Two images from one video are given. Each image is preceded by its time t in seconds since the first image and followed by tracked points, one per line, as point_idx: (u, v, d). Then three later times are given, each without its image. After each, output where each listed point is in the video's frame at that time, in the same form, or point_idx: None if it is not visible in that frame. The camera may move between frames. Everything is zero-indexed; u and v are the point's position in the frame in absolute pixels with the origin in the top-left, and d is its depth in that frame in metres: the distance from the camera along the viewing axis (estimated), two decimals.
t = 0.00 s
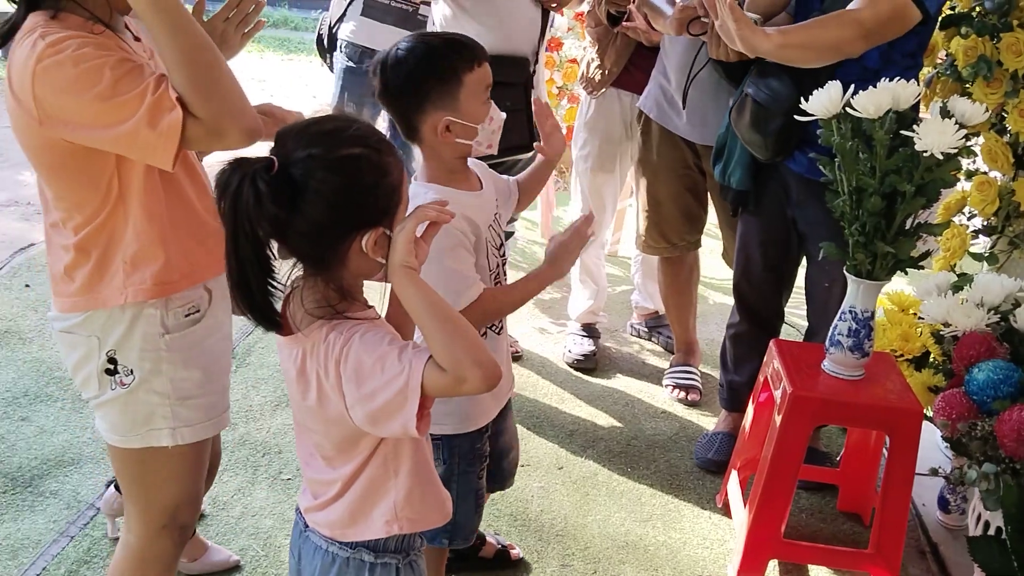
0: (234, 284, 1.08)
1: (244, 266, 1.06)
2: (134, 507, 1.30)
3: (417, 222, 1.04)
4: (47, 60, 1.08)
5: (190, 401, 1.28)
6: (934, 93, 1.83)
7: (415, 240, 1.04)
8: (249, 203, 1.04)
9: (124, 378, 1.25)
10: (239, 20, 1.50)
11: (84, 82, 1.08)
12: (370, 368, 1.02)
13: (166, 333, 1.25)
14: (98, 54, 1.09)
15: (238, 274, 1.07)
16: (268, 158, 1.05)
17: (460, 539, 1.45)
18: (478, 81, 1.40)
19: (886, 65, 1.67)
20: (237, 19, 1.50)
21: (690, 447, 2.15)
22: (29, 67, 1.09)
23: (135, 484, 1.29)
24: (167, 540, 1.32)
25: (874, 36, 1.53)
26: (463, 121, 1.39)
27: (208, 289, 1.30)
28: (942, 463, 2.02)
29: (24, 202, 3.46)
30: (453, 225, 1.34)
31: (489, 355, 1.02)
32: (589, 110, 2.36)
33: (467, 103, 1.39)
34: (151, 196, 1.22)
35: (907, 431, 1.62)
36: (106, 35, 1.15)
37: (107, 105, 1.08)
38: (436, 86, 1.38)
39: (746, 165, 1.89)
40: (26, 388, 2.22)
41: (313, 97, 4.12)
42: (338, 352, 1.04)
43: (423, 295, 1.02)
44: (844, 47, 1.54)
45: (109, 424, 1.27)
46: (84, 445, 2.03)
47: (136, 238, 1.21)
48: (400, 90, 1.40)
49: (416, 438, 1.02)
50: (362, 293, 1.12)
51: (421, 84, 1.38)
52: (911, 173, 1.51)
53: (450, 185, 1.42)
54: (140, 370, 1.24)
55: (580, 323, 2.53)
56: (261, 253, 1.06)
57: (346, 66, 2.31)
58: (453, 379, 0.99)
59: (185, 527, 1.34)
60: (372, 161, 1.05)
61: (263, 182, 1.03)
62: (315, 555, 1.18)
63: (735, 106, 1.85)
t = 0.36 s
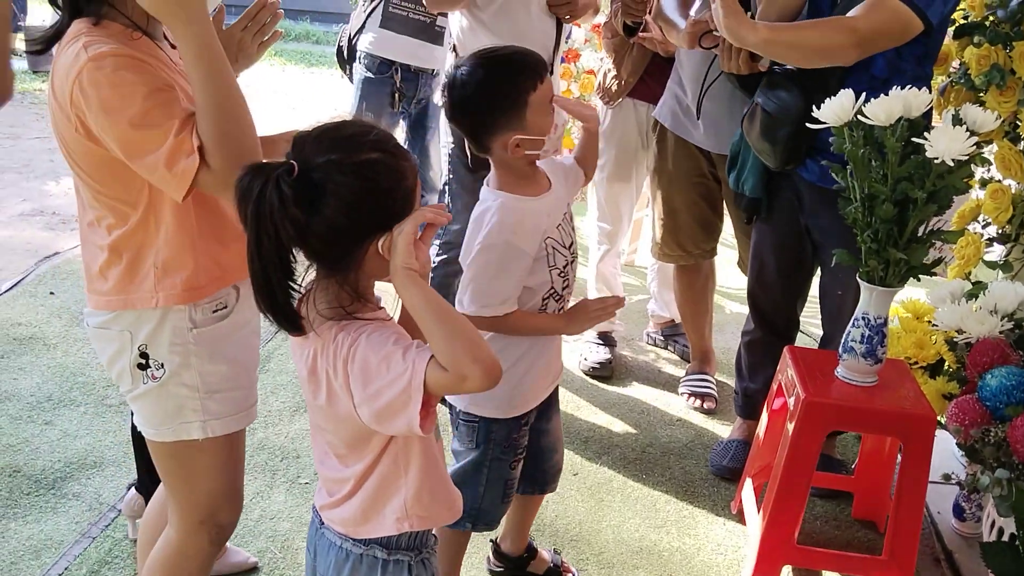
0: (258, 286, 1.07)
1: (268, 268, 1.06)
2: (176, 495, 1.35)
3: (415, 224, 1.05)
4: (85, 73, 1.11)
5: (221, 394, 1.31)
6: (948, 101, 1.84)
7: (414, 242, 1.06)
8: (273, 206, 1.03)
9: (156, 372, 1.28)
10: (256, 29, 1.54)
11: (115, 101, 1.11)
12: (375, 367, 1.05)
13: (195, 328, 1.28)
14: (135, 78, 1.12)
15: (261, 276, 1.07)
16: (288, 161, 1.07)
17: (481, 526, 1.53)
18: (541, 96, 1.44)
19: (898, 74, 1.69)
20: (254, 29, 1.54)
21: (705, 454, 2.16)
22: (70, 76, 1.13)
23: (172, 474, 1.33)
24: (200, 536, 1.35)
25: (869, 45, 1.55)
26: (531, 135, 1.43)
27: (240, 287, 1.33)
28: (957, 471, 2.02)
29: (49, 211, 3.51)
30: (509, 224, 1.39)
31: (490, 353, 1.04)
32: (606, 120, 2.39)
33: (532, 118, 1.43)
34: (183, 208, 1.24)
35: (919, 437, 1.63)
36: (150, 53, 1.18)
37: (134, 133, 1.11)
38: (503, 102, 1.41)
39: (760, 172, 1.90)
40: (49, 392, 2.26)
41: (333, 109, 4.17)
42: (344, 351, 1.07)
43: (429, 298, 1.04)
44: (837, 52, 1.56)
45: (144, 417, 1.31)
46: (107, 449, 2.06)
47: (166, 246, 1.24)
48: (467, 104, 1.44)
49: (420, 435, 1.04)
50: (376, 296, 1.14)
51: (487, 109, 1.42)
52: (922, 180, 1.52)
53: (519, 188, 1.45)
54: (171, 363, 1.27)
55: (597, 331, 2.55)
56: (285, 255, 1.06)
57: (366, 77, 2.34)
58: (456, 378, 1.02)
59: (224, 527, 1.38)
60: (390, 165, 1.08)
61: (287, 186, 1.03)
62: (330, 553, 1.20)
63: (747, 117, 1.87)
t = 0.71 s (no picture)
0: (269, 317, 1.08)
1: (281, 297, 1.07)
2: (191, 516, 1.36)
3: (422, 248, 1.07)
4: (125, 100, 1.11)
5: (242, 417, 1.32)
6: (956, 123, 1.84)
7: (421, 265, 1.07)
8: (287, 237, 1.05)
9: (179, 396, 1.29)
10: (267, 54, 1.60)
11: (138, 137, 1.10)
12: (382, 390, 1.06)
13: (219, 351, 1.29)
14: (168, 137, 1.12)
15: (275, 309, 1.08)
16: (296, 193, 1.08)
17: (523, 523, 1.58)
18: (582, 99, 1.46)
19: (905, 97, 1.70)
20: (265, 54, 1.60)
21: (717, 476, 2.16)
22: (118, 94, 1.12)
23: (188, 496, 1.34)
24: (215, 556, 1.36)
25: (875, 49, 1.55)
26: (580, 136, 1.45)
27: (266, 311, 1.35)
28: (969, 494, 2.01)
29: (65, 232, 3.55)
30: (563, 221, 1.43)
31: (493, 375, 1.06)
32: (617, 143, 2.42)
33: (578, 119, 1.45)
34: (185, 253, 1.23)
35: (931, 460, 1.62)
36: (207, 123, 1.18)
37: (133, 184, 1.10)
38: (549, 111, 1.44)
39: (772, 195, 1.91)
40: (64, 412, 2.28)
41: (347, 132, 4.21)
42: (353, 376, 1.09)
43: (434, 322, 1.06)
44: (841, 45, 1.56)
45: (163, 438, 1.32)
46: (120, 469, 2.08)
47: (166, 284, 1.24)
48: (513, 123, 1.48)
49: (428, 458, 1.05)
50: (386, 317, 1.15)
51: (533, 118, 1.45)
52: (931, 204, 1.52)
53: (574, 185, 1.48)
54: (195, 387, 1.29)
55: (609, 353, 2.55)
56: (298, 285, 1.07)
57: (379, 99, 2.36)
58: (462, 399, 1.03)
59: (233, 547, 1.39)
60: (396, 188, 1.10)
61: (300, 216, 1.04)
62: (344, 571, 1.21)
63: (757, 140, 1.87)
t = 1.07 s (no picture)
0: (276, 348, 1.08)
1: (288, 328, 1.07)
2: (192, 544, 1.36)
3: (431, 275, 1.07)
4: (141, 129, 1.12)
5: (249, 445, 1.32)
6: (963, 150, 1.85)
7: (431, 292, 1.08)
8: (294, 264, 1.05)
9: (187, 424, 1.30)
10: (277, 82, 1.62)
11: (154, 166, 1.11)
12: (397, 416, 1.06)
13: (229, 381, 1.29)
14: (186, 167, 1.13)
15: (281, 338, 1.08)
16: (302, 220, 1.08)
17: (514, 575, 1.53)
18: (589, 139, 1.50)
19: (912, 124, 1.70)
20: (275, 81, 1.62)
21: (727, 503, 2.15)
22: (135, 124, 1.13)
23: (190, 524, 1.34)
24: None
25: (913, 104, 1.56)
26: (579, 175, 1.48)
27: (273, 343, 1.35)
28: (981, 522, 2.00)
29: (77, 258, 3.57)
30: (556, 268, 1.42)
31: (508, 399, 1.05)
32: (626, 169, 2.44)
33: (581, 154, 1.49)
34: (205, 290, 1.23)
35: (942, 488, 1.61)
36: (223, 149, 1.19)
37: (153, 213, 1.11)
38: (557, 144, 1.48)
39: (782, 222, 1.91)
40: (74, 437, 2.29)
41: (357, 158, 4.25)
42: (367, 402, 1.09)
43: (446, 347, 1.06)
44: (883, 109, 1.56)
45: (169, 467, 1.32)
46: (130, 494, 2.08)
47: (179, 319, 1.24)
48: (518, 148, 1.51)
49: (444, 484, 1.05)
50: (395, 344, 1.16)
51: (539, 150, 1.48)
52: (940, 230, 1.52)
53: (563, 231, 1.49)
54: (203, 416, 1.29)
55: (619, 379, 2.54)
56: (305, 314, 1.08)
57: (389, 126, 2.38)
58: (478, 425, 1.03)
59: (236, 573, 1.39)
60: (400, 215, 1.11)
61: (306, 244, 1.05)
62: None
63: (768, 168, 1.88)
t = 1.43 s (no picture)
0: (293, 389, 1.10)
1: (304, 368, 1.09)
2: None
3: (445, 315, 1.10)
4: (173, 177, 1.13)
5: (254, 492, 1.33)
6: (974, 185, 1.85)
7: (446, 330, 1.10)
8: (310, 304, 1.07)
9: (194, 475, 1.30)
10: (291, 119, 1.64)
11: (183, 217, 1.13)
12: (413, 458, 1.07)
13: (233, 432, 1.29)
14: (212, 219, 1.15)
15: (296, 377, 1.10)
16: (316, 262, 1.10)
17: None
18: (563, 202, 1.54)
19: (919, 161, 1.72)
20: (288, 118, 1.64)
21: (738, 539, 2.14)
22: (164, 172, 1.14)
23: (199, 567, 1.34)
24: None
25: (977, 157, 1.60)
26: (536, 236, 1.52)
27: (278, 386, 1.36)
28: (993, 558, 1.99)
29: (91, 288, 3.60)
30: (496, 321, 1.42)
31: (527, 440, 1.07)
32: (636, 204, 2.46)
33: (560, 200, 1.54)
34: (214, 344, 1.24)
35: (955, 528, 1.61)
36: (245, 204, 1.22)
37: (180, 263, 1.12)
38: (532, 186, 1.52)
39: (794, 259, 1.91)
40: (86, 470, 2.30)
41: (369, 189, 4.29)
42: (380, 444, 1.09)
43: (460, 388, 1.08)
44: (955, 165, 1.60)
45: (177, 518, 1.32)
46: (141, 527, 2.08)
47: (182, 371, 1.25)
48: (497, 177, 1.53)
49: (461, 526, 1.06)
50: (406, 382, 1.17)
51: (510, 188, 1.52)
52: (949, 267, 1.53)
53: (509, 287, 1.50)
54: (209, 466, 1.30)
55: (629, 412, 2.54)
56: (321, 355, 1.09)
57: (401, 161, 2.40)
58: (498, 467, 1.04)
59: None
60: (412, 255, 1.13)
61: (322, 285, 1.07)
62: None
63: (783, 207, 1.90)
